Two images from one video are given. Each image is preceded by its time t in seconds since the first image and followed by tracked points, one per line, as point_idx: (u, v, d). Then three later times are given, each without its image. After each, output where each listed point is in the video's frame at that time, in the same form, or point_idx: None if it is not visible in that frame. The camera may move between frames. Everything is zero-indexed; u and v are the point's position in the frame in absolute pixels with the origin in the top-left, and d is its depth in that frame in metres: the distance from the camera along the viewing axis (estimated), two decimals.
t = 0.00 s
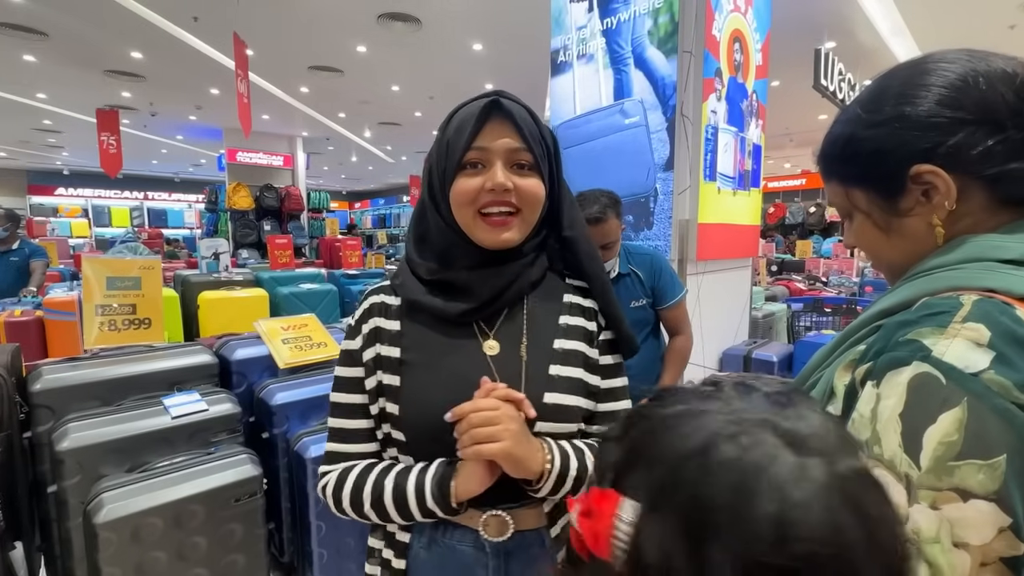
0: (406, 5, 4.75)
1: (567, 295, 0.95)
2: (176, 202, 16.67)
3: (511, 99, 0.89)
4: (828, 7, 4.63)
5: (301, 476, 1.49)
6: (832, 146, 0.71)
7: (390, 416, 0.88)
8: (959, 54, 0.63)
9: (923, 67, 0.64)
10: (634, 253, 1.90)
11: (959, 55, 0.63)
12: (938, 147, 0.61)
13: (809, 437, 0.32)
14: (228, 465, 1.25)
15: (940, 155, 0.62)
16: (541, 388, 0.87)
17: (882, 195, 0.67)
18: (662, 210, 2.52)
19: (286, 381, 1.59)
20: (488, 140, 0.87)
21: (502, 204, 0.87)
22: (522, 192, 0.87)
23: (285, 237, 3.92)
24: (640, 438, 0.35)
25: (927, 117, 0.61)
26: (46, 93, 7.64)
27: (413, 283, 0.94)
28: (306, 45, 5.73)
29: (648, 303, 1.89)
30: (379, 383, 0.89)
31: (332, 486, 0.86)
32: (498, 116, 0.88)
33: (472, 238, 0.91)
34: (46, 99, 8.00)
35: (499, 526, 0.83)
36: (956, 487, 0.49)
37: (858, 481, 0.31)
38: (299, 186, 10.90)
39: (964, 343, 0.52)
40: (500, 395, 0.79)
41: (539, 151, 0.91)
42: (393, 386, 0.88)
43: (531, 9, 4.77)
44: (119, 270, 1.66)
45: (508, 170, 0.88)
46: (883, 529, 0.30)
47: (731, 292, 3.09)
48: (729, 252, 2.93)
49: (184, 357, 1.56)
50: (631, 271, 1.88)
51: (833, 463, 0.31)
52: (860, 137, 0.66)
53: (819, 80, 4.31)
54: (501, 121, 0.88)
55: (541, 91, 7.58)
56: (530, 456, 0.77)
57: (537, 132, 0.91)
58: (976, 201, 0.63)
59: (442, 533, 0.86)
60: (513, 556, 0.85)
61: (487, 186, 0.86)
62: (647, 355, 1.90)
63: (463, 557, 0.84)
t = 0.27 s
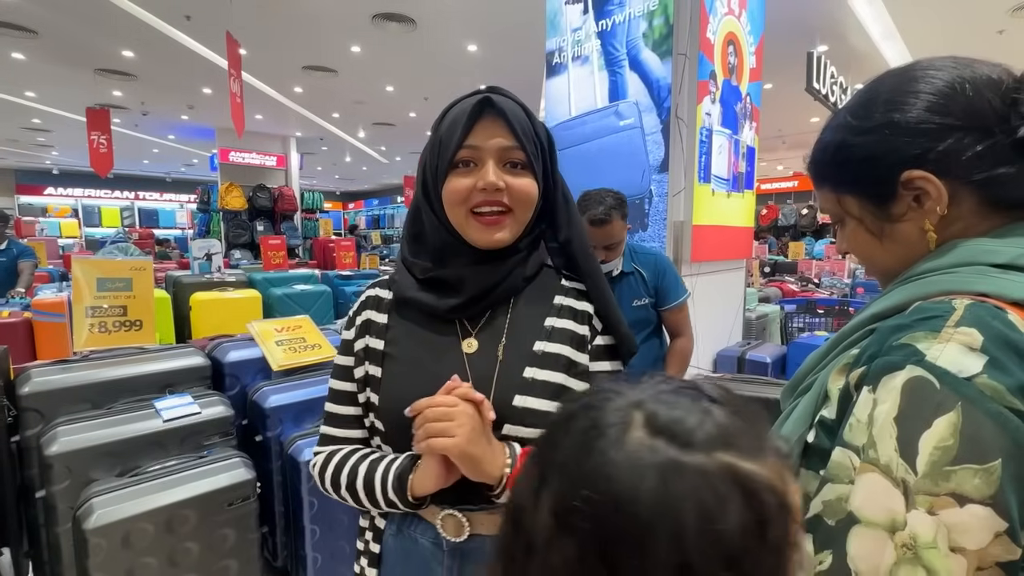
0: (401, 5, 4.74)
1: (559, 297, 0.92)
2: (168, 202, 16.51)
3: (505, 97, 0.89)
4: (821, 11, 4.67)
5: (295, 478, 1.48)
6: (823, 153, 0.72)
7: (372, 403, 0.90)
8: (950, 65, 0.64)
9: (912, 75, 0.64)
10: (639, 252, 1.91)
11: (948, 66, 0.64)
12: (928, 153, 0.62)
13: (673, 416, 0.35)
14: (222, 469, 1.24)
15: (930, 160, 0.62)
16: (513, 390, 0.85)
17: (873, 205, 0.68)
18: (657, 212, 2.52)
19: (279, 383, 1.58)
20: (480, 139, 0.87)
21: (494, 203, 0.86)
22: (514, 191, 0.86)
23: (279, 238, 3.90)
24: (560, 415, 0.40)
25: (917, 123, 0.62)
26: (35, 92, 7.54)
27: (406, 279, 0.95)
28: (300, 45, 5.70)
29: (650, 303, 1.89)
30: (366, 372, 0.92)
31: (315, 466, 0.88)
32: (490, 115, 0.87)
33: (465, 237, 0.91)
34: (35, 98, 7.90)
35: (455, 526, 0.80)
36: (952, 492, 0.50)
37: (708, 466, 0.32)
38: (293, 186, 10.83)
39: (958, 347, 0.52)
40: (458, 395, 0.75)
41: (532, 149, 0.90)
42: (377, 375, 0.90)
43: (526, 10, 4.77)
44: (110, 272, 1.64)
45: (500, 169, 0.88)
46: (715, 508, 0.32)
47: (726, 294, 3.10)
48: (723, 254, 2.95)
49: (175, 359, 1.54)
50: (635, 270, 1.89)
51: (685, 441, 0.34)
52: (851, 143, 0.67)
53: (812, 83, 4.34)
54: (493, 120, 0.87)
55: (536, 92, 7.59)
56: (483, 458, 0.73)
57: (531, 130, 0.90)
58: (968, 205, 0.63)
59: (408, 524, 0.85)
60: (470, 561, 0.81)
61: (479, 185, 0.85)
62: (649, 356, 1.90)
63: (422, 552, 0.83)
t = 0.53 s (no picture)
0: (397, 6, 4.74)
1: (560, 307, 0.92)
2: (162, 202, 16.41)
3: (515, 105, 0.88)
4: (814, 16, 4.71)
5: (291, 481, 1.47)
6: (820, 158, 0.72)
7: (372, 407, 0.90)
8: (950, 73, 0.64)
9: (908, 81, 0.65)
10: (664, 253, 1.89)
11: (949, 74, 0.64)
12: (925, 159, 0.62)
13: (569, 406, 0.40)
14: (216, 472, 1.23)
15: (927, 166, 0.63)
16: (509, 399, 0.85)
17: (870, 206, 0.68)
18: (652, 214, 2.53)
19: (274, 385, 1.57)
20: (487, 146, 0.87)
21: (494, 211, 0.86)
22: (515, 200, 0.86)
23: (273, 239, 3.88)
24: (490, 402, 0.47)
25: (913, 130, 0.62)
26: (27, 90, 7.48)
27: (410, 283, 0.96)
28: (295, 45, 5.68)
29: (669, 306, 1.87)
30: (367, 376, 0.92)
31: (313, 468, 0.88)
32: (498, 123, 0.87)
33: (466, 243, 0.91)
34: (26, 96, 7.83)
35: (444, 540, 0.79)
36: (949, 498, 0.50)
37: (586, 456, 0.37)
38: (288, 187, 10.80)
39: (955, 353, 0.53)
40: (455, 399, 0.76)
41: (539, 158, 0.89)
42: (377, 379, 0.90)
43: (522, 13, 4.78)
44: (103, 273, 1.63)
45: (504, 176, 0.88)
46: (576, 495, 0.36)
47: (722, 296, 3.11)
48: (718, 256, 2.96)
49: (169, 361, 1.52)
50: (658, 270, 1.87)
51: (572, 430, 0.39)
52: (847, 149, 0.67)
53: (805, 87, 4.38)
54: (501, 128, 0.87)
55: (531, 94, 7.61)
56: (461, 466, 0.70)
57: (539, 138, 0.89)
58: (963, 211, 0.64)
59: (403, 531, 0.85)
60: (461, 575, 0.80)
61: (480, 191, 0.85)
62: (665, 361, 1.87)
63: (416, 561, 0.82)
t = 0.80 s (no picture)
0: (394, 7, 4.74)
1: (561, 311, 0.92)
2: (155, 202, 16.28)
3: (515, 108, 0.90)
4: (809, 20, 4.74)
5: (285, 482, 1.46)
6: (821, 160, 0.73)
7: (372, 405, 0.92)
8: (949, 78, 0.65)
9: (908, 86, 0.66)
10: (711, 262, 1.84)
11: (949, 79, 0.65)
12: (925, 162, 0.63)
13: (476, 399, 0.45)
14: (210, 474, 1.23)
15: (926, 169, 0.63)
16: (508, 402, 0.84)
17: (871, 209, 0.68)
18: (648, 216, 2.54)
19: (269, 387, 1.56)
20: (486, 148, 0.88)
21: (492, 211, 0.87)
22: (513, 201, 0.87)
23: (268, 239, 3.86)
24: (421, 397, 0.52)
25: (913, 133, 0.63)
26: (20, 88, 7.41)
27: (413, 283, 0.96)
28: (291, 45, 5.67)
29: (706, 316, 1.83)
30: (367, 374, 0.93)
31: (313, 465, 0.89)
32: (498, 125, 0.88)
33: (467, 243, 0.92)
34: (18, 94, 7.76)
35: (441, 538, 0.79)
36: (938, 497, 0.50)
37: (487, 442, 0.41)
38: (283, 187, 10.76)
39: (948, 354, 0.53)
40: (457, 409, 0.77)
41: (538, 160, 0.89)
42: (377, 378, 0.91)
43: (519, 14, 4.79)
44: (96, 273, 1.62)
45: (502, 177, 0.88)
46: (466, 475, 0.39)
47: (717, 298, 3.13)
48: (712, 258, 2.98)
49: (163, 362, 1.52)
50: (699, 277, 1.84)
51: (476, 417, 0.43)
52: (848, 151, 0.68)
53: (799, 91, 4.41)
54: (500, 131, 0.88)
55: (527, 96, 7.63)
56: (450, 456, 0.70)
57: (538, 140, 0.90)
58: (963, 215, 0.64)
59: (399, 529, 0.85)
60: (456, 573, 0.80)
61: (478, 191, 0.86)
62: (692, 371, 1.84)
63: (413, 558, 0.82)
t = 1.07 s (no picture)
0: (392, 7, 4.73)
1: (559, 304, 0.92)
2: (150, 201, 16.18)
3: (520, 115, 0.90)
4: (805, 23, 4.76)
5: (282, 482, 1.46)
6: (821, 163, 0.74)
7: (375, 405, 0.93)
8: (950, 85, 0.66)
9: (909, 90, 0.67)
10: (736, 256, 1.86)
11: (950, 86, 0.66)
12: (922, 167, 0.64)
13: (423, 389, 0.54)
14: (207, 474, 1.22)
15: (924, 173, 0.64)
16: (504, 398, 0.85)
17: (869, 212, 0.69)
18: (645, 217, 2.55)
19: (266, 386, 1.56)
20: (491, 154, 0.88)
21: (494, 218, 0.87)
22: (515, 208, 0.87)
23: (265, 239, 3.85)
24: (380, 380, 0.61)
25: (912, 137, 0.64)
26: (14, 86, 7.36)
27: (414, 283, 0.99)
28: (288, 44, 5.66)
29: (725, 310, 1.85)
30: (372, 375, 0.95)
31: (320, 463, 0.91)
32: (504, 132, 0.88)
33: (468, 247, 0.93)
34: (12, 92, 7.71)
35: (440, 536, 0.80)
36: (933, 496, 0.51)
37: (420, 428, 0.50)
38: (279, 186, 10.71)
39: (943, 355, 0.54)
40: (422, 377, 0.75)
41: (541, 169, 0.90)
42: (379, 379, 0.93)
43: (516, 15, 4.80)
44: (92, 272, 1.61)
45: (506, 184, 0.89)
46: (398, 455, 0.48)
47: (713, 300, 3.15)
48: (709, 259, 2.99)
49: (159, 362, 1.51)
50: (722, 269, 1.87)
51: (417, 407, 0.52)
52: (848, 155, 0.69)
53: (796, 94, 4.43)
54: (505, 137, 0.88)
55: (525, 97, 7.63)
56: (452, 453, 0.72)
57: (542, 149, 0.90)
58: (959, 219, 0.65)
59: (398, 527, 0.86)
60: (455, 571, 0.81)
61: (481, 198, 0.87)
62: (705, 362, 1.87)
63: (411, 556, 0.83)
